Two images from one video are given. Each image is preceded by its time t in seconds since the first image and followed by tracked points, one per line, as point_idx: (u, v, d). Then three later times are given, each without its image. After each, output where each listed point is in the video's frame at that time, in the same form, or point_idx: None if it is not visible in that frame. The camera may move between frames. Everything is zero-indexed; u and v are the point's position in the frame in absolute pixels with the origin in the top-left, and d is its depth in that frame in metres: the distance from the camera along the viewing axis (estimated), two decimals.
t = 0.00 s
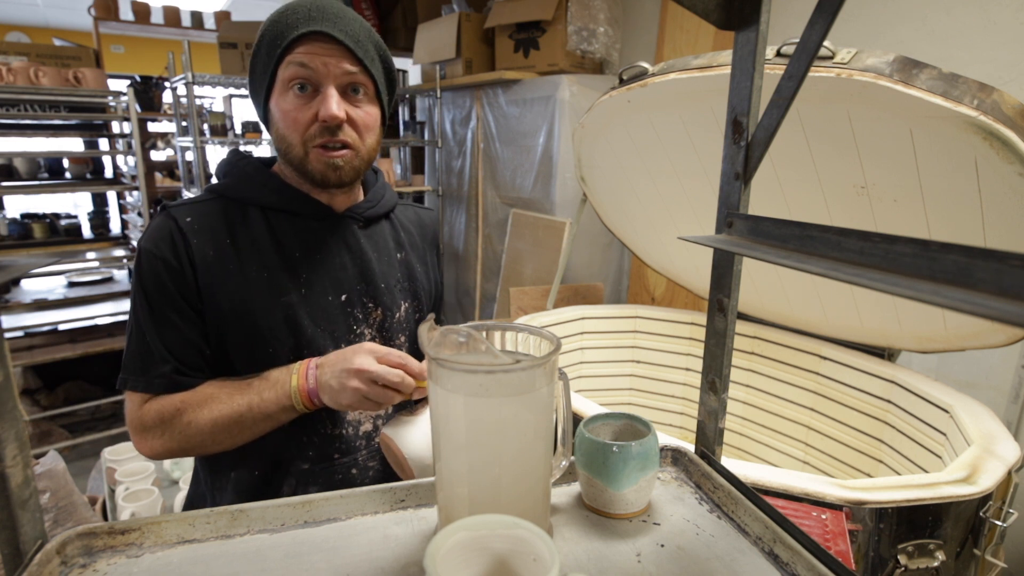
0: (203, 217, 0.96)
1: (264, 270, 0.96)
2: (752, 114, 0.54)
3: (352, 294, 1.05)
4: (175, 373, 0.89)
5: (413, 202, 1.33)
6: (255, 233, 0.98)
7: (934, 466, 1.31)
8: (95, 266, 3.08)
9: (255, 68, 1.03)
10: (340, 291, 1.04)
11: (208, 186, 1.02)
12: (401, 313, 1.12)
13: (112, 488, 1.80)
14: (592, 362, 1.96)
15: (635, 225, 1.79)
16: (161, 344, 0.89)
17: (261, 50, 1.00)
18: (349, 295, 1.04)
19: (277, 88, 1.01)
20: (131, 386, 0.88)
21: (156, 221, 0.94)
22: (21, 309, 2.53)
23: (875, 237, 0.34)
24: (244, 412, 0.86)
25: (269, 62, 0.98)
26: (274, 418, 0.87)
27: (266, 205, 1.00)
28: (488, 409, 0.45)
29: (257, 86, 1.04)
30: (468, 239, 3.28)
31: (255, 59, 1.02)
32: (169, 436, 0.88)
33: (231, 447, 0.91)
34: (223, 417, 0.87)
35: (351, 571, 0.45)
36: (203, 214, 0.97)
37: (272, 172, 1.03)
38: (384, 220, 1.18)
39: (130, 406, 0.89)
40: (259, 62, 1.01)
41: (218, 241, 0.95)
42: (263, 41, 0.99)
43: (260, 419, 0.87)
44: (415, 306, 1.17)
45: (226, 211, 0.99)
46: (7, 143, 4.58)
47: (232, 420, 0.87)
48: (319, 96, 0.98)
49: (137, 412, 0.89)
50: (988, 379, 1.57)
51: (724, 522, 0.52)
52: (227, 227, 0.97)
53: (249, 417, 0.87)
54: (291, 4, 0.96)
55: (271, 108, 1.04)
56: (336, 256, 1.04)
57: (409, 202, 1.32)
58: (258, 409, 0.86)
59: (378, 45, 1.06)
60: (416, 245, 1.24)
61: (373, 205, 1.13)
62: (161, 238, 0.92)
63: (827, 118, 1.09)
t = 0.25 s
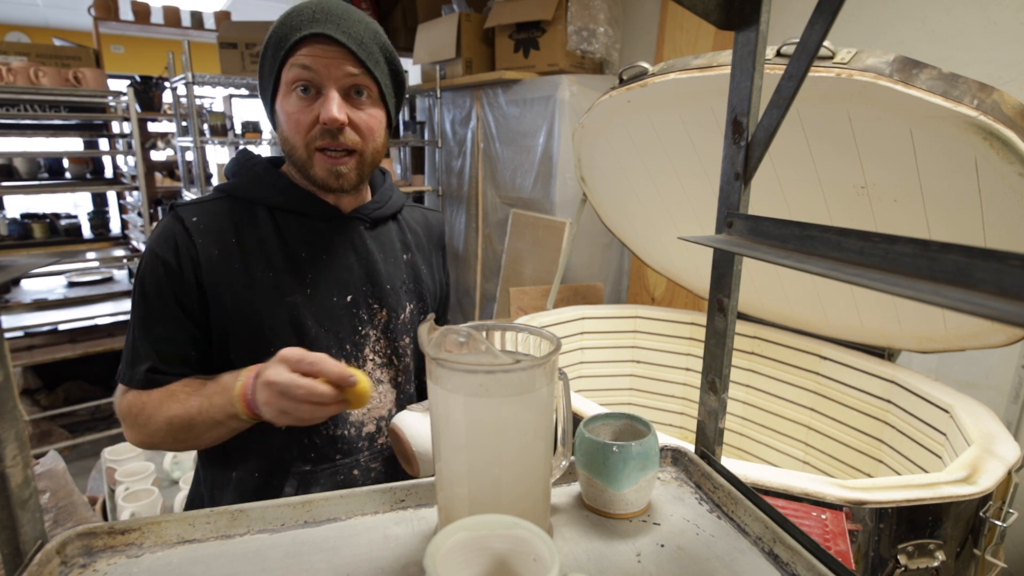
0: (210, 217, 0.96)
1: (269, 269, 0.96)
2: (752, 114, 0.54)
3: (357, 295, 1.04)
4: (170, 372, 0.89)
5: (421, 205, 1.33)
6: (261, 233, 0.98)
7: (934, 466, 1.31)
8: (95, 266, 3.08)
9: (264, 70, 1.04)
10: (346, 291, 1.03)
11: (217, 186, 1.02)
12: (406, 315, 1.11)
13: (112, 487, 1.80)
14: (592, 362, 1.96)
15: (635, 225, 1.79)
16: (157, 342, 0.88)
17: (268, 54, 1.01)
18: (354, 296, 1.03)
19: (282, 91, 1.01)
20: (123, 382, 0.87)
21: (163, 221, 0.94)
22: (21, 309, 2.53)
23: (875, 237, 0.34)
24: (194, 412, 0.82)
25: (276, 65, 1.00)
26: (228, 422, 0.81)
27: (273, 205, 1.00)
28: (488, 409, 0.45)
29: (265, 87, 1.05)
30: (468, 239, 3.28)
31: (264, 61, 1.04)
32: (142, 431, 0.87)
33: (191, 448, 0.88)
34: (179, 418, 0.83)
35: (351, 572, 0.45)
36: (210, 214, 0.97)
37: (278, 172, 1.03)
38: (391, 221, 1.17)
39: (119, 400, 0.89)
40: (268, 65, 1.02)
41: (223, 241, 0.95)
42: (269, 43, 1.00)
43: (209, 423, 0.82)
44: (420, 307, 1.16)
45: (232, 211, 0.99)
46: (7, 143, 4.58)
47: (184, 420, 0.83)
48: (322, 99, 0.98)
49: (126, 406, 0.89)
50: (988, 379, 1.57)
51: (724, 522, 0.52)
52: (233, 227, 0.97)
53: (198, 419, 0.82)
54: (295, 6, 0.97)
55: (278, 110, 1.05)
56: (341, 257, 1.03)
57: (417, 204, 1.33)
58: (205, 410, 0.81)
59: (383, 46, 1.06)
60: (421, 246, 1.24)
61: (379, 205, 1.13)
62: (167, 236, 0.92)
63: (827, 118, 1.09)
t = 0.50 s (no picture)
0: (202, 219, 0.96)
1: (262, 271, 0.96)
2: (752, 114, 0.54)
3: (352, 296, 1.03)
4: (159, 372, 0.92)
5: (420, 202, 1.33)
6: (253, 234, 0.98)
7: (934, 466, 1.31)
8: (95, 266, 3.08)
9: (275, 64, 0.97)
10: (340, 292, 1.02)
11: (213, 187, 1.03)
12: (403, 314, 1.11)
13: (112, 487, 1.80)
14: (592, 362, 1.96)
15: (635, 225, 1.79)
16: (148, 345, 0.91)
17: (288, 51, 0.94)
18: (349, 296, 1.03)
19: (308, 94, 0.96)
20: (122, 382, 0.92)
21: (156, 225, 0.95)
22: (21, 309, 2.53)
23: (875, 236, 0.34)
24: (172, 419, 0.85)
25: (302, 66, 0.94)
26: (207, 430, 0.85)
27: (266, 206, 0.99)
28: (488, 409, 0.45)
29: (274, 83, 0.98)
30: (468, 239, 3.28)
31: (278, 56, 0.96)
32: (135, 433, 0.91)
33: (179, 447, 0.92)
34: (162, 428, 0.86)
35: (351, 571, 0.45)
36: (202, 216, 0.97)
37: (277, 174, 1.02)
38: (388, 220, 1.17)
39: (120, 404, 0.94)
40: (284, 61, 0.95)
41: (215, 243, 0.95)
42: (296, 43, 0.94)
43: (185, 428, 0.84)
44: (418, 306, 1.16)
45: (225, 212, 0.99)
46: (7, 143, 4.58)
47: (164, 424, 0.86)
48: (359, 112, 0.97)
49: (124, 405, 0.93)
50: (988, 379, 1.57)
51: (724, 522, 0.52)
52: (225, 228, 0.97)
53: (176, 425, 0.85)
54: (336, 16, 0.94)
55: (291, 109, 0.99)
56: (337, 257, 1.03)
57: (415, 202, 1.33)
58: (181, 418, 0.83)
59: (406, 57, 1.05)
60: (420, 245, 1.24)
61: (376, 204, 1.12)
62: (158, 240, 0.93)
63: (827, 118, 1.09)
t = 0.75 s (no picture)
0: (193, 227, 0.95)
1: (258, 276, 0.95)
2: (752, 114, 0.54)
3: (351, 296, 1.03)
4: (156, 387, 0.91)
5: (405, 196, 1.33)
6: (248, 239, 0.97)
7: (935, 466, 1.31)
8: (95, 266, 3.08)
9: (297, 65, 0.94)
10: (338, 293, 1.02)
11: (200, 194, 1.01)
12: (401, 312, 1.11)
13: (112, 487, 1.80)
14: (592, 362, 1.96)
15: (635, 225, 1.79)
16: (141, 357, 0.90)
17: (315, 54, 0.92)
18: (348, 297, 1.02)
19: (339, 101, 0.94)
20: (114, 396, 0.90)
21: (144, 235, 0.93)
22: (21, 309, 2.53)
23: (875, 236, 0.34)
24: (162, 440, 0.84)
25: (332, 71, 0.92)
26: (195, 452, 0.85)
27: (259, 211, 0.98)
28: (488, 409, 0.45)
29: (294, 84, 0.95)
30: (468, 239, 3.28)
31: (305, 58, 0.93)
32: (129, 449, 0.90)
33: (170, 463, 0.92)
34: (156, 447, 0.86)
35: (351, 572, 0.45)
36: (192, 224, 0.96)
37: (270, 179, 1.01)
38: (379, 217, 1.16)
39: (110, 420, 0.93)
40: (309, 64, 0.93)
41: (208, 251, 0.93)
42: (326, 48, 0.92)
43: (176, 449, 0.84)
44: (414, 302, 1.17)
45: (217, 219, 0.97)
46: (7, 143, 4.58)
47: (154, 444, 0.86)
48: (389, 122, 0.98)
49: (117, 420, 0.92)
50: (988, 380, 1.57)
51: (724, 522, 0.52)
52: (219, 235, 0.95)
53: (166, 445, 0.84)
54: (370, 26, 0.94)
55: (313, 113, 0.96)
56: (334, 259, 1.02)
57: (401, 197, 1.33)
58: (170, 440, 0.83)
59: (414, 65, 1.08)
60: (412, 241, 1.24)
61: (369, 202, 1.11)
62: (147, 251, 0.91)
63: (827, 118, 1.09)
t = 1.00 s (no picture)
0: (192, 233, 0.93)
1: (263, 279, 0.94)
2: (752, 114, 0.54)
3: (354, 295, 1.03)
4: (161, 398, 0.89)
5: (395, 193, 1.33)
6: (250, 243, 0.95)
7: (934, 466, 1.31)
8: (95, 266, 3.08)
9: (285, 62, 0.94)
10: (342, 293, 1.02)
11: (191, 199, 0.99)
12: (402, 308, 1.12)
13: (112, 487, 1.80)
14: (592, 362, 1.96)
15: (635, 225, 1.79)
16: (145, 368, 0.87)
17: (302, 49, 0.92)
18: (352, 296, 1.03)
19: (328, 95, 0.94)
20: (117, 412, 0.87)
21: (140, 241, 0.90)
22: (21, 309, 2.53)
23: (875, 237, 0.34)
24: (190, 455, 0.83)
25: (320, 65, 0.92)
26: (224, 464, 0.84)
27: (259, 213, 0.97)
28: (488, 409, 0.45)
29: (282, 80, 0.95)
30: (468, 239, 3.28)
31: (291, 53, 0.93)
32: (140, 465, 0.87)
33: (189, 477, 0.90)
34: (180, 461, 0.85)
35: (351, 571, 0.45)
36: (190, 229, 0.93)
37: (265, 181, 0.99)
38: (374, 215, 1.16)
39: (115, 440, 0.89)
40: (297, 59, 0.93)
41: (210, 256, 0.92)
42: (312, 42, 0.92)
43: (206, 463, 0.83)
44: (413, 298, 1.18)
45: (216, 223, 0.96)
46: (7, 143, 4.58)
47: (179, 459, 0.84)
48: (379, 114, 0.98)
49: (122, 437, 0.88)
50: (988, 380, 1.58)
51: (724, 521, 0.52)
52: (219, 240, 0.94)
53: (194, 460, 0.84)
54: (356, 18, 0.94)
55: (302, 109, 0.96)
56: (335, 258, 1.02)
57: (391, 194, 1.32)
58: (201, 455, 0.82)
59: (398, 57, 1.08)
60: (407, 236, 1.24)
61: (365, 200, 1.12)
62: (146, 259, 0.88)
63: (827, 118, 1.09)
